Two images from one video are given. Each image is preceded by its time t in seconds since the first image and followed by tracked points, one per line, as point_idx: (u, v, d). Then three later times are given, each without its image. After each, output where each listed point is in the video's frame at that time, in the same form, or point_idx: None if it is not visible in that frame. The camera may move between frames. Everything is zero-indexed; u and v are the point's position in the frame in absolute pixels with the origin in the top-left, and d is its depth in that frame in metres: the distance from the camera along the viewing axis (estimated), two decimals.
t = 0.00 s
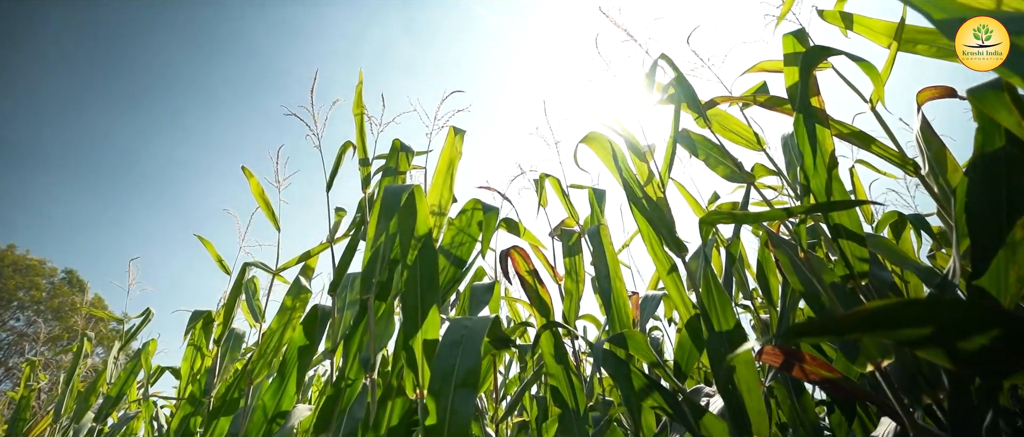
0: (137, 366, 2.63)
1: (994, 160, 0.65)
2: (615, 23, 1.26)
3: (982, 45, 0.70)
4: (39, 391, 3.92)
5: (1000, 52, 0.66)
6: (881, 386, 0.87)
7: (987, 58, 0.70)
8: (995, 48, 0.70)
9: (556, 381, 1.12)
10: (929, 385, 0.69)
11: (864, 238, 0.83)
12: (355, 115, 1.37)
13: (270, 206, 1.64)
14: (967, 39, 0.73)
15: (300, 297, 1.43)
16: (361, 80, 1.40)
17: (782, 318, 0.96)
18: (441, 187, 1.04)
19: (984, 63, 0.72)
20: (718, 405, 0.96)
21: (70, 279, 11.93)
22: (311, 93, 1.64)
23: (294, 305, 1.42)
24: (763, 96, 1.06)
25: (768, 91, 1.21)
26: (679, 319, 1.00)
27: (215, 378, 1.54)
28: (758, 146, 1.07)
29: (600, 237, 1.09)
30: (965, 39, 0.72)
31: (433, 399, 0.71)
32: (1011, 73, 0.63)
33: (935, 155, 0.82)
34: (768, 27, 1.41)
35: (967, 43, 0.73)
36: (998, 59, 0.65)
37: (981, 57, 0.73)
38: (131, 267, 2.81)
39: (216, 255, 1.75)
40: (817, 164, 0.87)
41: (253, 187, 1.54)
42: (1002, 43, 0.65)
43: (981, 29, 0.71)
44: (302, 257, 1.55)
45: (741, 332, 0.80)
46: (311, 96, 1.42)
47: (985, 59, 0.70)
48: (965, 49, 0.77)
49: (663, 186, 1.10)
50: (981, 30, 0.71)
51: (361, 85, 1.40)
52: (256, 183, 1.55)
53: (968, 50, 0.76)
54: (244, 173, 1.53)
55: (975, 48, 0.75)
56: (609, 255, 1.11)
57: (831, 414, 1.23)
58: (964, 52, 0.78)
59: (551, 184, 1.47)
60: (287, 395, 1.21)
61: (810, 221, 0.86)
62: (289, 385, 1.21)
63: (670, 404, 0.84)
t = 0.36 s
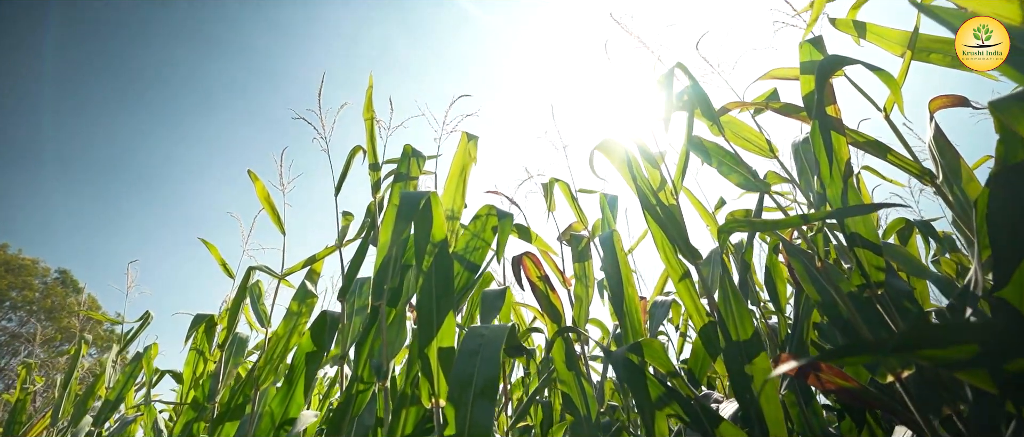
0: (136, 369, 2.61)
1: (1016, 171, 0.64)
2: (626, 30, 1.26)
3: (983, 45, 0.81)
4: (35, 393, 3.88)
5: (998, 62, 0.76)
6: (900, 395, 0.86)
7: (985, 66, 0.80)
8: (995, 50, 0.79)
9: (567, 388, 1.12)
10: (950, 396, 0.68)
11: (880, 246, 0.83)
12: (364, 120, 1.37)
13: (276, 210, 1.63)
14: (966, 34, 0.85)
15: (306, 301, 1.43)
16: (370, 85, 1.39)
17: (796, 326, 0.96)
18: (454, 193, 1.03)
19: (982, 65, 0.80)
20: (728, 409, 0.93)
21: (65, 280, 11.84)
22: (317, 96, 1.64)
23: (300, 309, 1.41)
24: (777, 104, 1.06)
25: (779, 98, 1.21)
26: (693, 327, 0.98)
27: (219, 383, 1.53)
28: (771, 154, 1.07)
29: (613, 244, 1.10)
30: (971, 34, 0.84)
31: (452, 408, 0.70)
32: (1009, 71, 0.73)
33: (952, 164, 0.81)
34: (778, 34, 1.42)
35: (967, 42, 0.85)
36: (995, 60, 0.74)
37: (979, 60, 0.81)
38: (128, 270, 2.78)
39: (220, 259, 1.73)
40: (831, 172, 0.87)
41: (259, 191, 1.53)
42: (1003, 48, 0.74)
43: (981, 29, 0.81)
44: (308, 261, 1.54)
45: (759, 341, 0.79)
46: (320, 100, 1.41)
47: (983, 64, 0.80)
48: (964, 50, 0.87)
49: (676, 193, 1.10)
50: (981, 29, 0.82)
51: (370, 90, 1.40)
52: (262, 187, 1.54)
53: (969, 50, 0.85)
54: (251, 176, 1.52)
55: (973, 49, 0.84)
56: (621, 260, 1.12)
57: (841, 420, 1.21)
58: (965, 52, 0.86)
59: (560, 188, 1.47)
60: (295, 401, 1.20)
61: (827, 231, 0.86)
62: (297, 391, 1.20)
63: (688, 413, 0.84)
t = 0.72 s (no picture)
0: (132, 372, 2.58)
1: None
2: (635, 37, 1.26)
3: (980, 48, 0.86)
4: (26, 395, 3.83)
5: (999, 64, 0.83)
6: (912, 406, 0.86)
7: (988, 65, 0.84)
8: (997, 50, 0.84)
9: (576, 396, 1.12)
10: (964, 407, 0.68)
11: (893, 257, 0.84)
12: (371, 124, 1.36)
13: (279, 212, 1.62)
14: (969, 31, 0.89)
15: (310, 305, 1.41)
16: (377, 88, 1.39)
17: (808, 335, 0.96)
18: (464, 198, 1.02)
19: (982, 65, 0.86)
20: (736, 416, 0.93)
21: (57, 279, 11.72)
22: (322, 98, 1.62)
23: (303, 313, 1.40)
24: (788, 113, 1.06)
25: (787, 107, 1.22)
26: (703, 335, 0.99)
27: (219, 387, 1.51)
28: (781, 163, 1.07)
29: (623, 250, 1.10)
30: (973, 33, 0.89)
31: (467, 418, 0.69)
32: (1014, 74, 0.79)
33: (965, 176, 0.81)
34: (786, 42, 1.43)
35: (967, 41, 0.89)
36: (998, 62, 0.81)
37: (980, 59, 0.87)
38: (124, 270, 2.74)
39: (222, 261, 1.72)
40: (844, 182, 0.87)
41: (263, 193, 1.51)
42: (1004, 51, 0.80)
43: (981, 29, 0.86)
44: (311, 264, 1.53)
45: (773, 351, 0.79)
46: (325, 100, 1.42)
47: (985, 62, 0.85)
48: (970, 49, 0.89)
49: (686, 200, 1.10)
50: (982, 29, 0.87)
51: (377, 93, 1.39)
52: (265, 189, 1.53)
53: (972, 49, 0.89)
54: (255, 178, 1.51)
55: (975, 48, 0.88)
56: (630, 266, 1.12)
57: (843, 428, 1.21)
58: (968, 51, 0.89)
59: (567, 193, 1.46)
60: (299, 407, 1.18)
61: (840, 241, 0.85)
62: (301, 397, 1.19)
63: (702, 424, 0.84)
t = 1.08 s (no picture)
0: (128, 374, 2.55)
1: None
2: (647, 43, 1.26)
3: (980, 48, 0.89)
4: (19, 396, 3.78)
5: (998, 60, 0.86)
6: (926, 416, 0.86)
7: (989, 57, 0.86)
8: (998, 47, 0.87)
9: (587, 403, 1.11)
10: (983, 419, 0.68)
11: (909, 268, 0.84)
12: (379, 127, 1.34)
13: (284, 214, 1.61)
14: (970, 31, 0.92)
15: (316, 309, 1.40)
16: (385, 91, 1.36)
17: (822, 344, 0.96)
18: (477, 203, 1.02)
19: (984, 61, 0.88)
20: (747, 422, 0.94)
21: (49, 278, 11.60)
22: (328, 100, 1.61)
23: (309, 319, 1.38)
24: (802, 122, 1.06)
25: (798, 115, 1.22)
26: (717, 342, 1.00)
27: (222, 392, 1.49)
28: (794, 172, 1.07)
29: (636, 258, 1.10)
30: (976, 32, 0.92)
31: (486, 428, 0.68)
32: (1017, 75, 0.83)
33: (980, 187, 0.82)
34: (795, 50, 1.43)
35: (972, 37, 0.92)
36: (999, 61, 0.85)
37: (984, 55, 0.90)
38: (124, 271, 2.70)
39: (225, 264, 1.70)
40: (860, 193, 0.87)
41: (269, 195, 1.50)
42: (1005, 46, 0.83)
43: (981, 29, 0.88)
44: (316, 268, 1.53)
45: (791, 360, 0.79)
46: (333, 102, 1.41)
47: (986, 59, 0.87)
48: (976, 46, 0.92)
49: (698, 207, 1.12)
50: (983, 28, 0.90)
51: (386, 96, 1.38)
52: (271, 192, 1.51)
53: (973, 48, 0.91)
54: (261, 181, 1.50)
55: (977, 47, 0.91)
56: (641, 272, 1.13)
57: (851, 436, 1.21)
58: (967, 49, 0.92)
59: (575, 199, 1.46)
60: (305, 413, 1.17)
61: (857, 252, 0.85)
62: (307, 403, 1.17)
63: (719, 433, 0.83)
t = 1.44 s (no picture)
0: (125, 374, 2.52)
1: None
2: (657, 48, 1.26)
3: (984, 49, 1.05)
4: (12, 396, 3.74)
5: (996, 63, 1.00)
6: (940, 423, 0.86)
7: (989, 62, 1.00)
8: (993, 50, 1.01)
9: (597, 409, 1.11)
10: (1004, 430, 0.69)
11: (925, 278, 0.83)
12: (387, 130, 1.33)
13: (289, 216, 1.59)
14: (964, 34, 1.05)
15: (322, 313, 1.40)
16: (393, 91, 1.32)
17: (833, 352, 0.96)
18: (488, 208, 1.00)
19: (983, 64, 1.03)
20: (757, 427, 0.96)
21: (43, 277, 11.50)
22: (334, 101, 1.59)
23: (315, 323, 1.37)
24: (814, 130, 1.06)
25: (807, 122, 1.23)
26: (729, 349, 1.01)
27: (225, 395, 1.47)
28: (804, 179, 1.08)
29: (647, 264, 1.11)
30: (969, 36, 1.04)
31: None
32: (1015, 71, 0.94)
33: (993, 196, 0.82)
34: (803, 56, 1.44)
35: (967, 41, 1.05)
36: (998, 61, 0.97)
37: (980, 59, 1.03)
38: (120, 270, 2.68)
39: (228, 265, 1.69)
40: (876, 201, 0.87)
41: (274, 196, 1.49)
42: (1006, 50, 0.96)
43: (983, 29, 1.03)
44: (321, 271, 1.53)
45: (808, 369, 0.79)
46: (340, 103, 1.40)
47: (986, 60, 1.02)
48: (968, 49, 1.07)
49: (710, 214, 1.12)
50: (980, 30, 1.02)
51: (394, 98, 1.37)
52: (276, 193, 1.50)
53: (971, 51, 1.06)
54: (266, 182, 1.49)
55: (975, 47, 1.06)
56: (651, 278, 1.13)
57: None
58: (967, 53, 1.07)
59: (583, 204, 1.46)
60: (312, 419, 1.15)
61: (872, 261, 0.85)
62: (313, 408, 1.16)
63: None
